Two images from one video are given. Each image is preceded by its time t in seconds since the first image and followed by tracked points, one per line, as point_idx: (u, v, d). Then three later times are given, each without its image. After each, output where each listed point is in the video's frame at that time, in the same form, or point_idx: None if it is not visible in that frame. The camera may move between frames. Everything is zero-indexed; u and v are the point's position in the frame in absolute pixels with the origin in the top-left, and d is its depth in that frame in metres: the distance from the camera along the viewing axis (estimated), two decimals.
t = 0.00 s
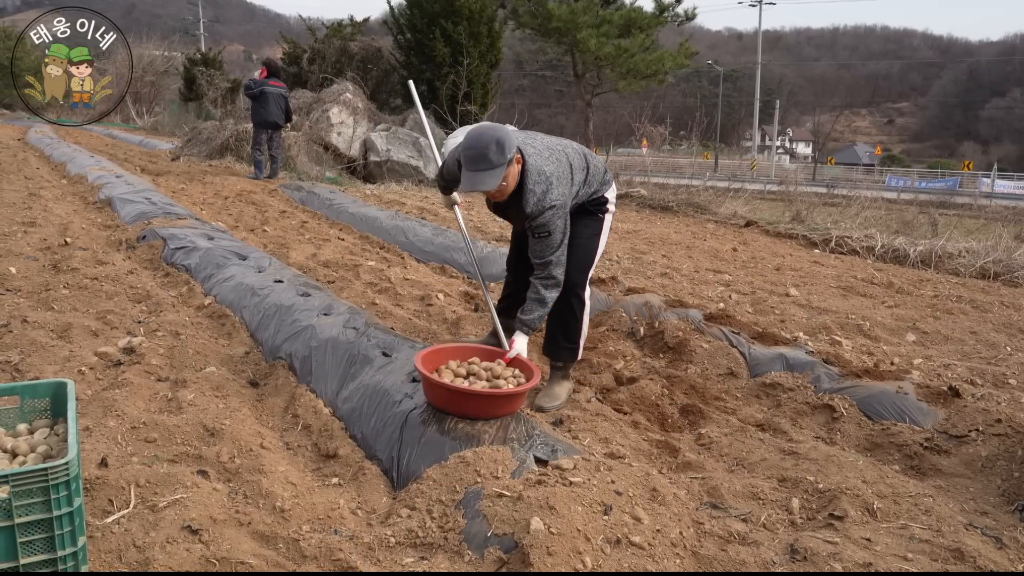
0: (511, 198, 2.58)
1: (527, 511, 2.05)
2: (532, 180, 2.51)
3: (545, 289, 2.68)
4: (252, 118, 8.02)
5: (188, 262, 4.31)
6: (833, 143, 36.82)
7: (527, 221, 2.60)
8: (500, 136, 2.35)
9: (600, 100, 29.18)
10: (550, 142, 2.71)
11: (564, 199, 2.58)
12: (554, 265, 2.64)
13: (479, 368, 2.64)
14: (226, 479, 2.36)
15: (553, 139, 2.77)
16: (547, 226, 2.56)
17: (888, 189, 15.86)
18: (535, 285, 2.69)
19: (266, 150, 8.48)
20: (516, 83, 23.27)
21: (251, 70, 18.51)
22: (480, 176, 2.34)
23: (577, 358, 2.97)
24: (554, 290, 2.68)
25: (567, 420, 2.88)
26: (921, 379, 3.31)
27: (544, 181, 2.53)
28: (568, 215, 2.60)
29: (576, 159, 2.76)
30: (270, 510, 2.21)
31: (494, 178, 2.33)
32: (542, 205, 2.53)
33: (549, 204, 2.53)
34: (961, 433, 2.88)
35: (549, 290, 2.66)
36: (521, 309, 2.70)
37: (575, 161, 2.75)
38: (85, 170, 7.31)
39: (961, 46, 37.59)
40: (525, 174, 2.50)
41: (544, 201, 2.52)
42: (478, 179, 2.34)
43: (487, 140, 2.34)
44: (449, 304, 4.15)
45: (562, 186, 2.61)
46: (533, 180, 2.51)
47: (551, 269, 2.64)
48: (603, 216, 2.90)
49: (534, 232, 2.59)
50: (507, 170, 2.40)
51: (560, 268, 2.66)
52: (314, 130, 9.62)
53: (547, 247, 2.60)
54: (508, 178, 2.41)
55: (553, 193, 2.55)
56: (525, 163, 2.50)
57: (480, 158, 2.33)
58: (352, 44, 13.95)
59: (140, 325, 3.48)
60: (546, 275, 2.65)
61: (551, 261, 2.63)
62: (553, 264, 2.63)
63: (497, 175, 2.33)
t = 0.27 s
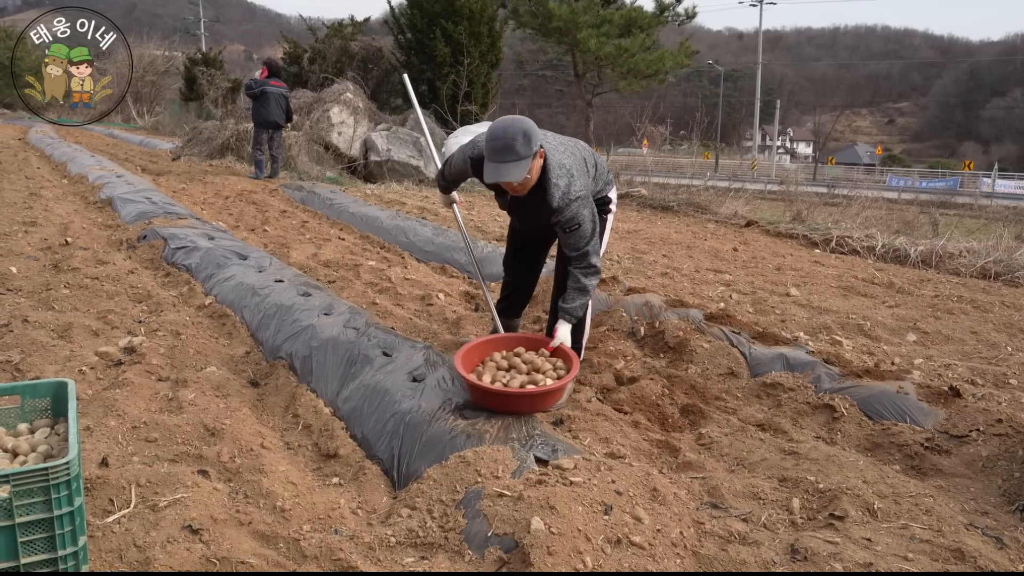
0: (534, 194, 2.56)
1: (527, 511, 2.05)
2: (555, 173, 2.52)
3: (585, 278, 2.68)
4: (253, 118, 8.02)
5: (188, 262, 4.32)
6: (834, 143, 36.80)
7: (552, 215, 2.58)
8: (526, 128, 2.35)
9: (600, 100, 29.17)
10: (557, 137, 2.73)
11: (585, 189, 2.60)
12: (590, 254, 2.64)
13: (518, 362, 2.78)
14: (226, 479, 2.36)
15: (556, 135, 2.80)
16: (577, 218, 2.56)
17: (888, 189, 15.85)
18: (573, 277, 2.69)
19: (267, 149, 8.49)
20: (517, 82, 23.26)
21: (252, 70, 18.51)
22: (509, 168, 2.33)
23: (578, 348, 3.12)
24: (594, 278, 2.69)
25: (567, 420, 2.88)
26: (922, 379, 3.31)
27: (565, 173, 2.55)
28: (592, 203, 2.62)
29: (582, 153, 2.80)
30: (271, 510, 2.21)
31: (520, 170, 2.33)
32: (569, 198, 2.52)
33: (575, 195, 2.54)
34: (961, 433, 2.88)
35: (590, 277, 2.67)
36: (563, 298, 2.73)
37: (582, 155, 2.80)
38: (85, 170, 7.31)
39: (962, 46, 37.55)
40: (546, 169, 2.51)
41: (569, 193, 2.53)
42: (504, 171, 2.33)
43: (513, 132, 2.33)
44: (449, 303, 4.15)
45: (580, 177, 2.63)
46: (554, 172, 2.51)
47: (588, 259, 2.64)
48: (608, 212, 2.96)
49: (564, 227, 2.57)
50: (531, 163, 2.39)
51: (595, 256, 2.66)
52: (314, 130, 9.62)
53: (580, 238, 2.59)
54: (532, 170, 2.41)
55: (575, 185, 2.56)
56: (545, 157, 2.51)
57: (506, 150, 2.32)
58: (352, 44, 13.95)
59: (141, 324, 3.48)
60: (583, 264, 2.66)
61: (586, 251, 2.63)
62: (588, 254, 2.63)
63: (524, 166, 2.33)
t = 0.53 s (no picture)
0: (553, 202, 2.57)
1: (528, 510, 2.05)
2: (575, 181, 2.52)
3: (603, 283, 2.73)
4: (254, 118, 8.03)
5: (189, 262, 4.32)
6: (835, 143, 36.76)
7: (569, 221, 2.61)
8: (550, 137, 2.36)
9: (601, 100, 29.16)
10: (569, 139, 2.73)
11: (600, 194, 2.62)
12: (605, 258, 2.68)
13: (573, 380, 2.78)
14: (227, 479, 2.36)
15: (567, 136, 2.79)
16: (594, 225, 2.58)
17: (889, 189, 15.84)
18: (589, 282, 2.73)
19: (268, 149, 8.49)
20: (517, 82, 23.26)
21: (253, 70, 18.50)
22: (533, 177, 2.33)
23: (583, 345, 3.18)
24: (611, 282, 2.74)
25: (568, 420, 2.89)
26: (922, 380, 3.30)
27: (583, 179, 2.56)
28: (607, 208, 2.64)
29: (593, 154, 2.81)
30: (271, 509, 2.21)
31: (542, 179, 2.34)
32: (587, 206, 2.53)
33: (593, 203, 2.56)
34: (962, 433, 2.88)
35: (608, 283, 2.72)
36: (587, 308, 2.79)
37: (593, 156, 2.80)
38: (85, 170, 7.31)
39: (963, 45, 37.51)
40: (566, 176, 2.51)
41: (588, 200, 2.54)
42: (526, 178, 2.34)
43: (539, 141, 2.34)
44: (450, 303, 4.16)
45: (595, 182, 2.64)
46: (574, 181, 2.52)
47: (604, 264, 2.68)
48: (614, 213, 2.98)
49: (582, 234, 2.60)
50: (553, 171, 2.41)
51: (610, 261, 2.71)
52: (315, 129, 9.63)
53: (596, 245, 2.62)
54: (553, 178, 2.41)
55: (591, 191, 2.58)
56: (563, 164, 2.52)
57: (530, 158, 2.33)
58: (353, 43, 13.95)
59: (142, 324, 3.48)
60: (599, 269, 2.70)
61: (602, 256, 2.66)
62: (604, 259, 2.67)
63: (546, 175, 2.34)
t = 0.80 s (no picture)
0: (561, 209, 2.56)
1: (528, 510, 2.05)
2: (585, 191, 2.48)
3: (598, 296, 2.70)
4: (254, 117, 8.03)
5: (190, 261, 4.32)
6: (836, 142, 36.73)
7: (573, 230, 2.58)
8: (563, 150, 2.33)
9: (602, 100, 29.19)
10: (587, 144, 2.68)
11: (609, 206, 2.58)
12: (603, 271, 2.64)
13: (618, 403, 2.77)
14: (228, 478, 2.36)
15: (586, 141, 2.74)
16: (596, 236, 2.56)
17: (891, 189, 15.82)
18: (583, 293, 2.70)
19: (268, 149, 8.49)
20: (518, 83, 23.26)
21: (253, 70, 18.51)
22: (544, 189, 2.33)
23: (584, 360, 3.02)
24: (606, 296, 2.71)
25: (569, 421, 2.89)
26: (923, 380, 3.30)
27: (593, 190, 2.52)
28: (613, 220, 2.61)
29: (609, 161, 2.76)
30: (272, 509, 2.21)
31: (553, 193, 2.33)
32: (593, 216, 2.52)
33: (599, 215, 2.53)
34: (963, 433, 2.88)
35: (602, 297, 2.68)
36: (585, 322, 2.75)
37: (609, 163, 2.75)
38: (86, 169, 7.32)
39: (964, 45, 37.48)
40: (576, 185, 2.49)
41: (594, 211, 2.51)
42: (537, 191, 2.33)
43: (551, 154, 2.32)
44: (451, 303, 4.16)
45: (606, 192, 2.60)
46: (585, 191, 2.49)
47: (601, 277, 2.65)
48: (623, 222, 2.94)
49: (583, 243, 2.57)
50: (566, 182, 2.39)
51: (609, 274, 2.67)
52: (316, 129, 9.63)
53: (595, 256, 2.59)
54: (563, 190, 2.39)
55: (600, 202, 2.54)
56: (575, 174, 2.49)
57: (542, 171, 2.33)
58: (354, 43, 13.95)
59: (142, 324, 3.48)
60: (594, 282, 2.66)
61: (600, 269, 2.63)
62: (602, 272, 2.64)
63: (556, 189, 2.32)
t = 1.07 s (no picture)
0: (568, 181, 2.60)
1: (529, 510, 2.05)
2: (590, 162, 2.54)
3: (605, 275, 2.64)
4: (255, 118, 8.03)
5: (191, 261, 4.33)
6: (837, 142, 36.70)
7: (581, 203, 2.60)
8: (567, 112, 2.40)
9: (602, 100, 29.19)
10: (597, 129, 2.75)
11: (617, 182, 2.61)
12: (612, 248, 2.62)
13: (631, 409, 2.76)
14: (229, 478, 2.36)
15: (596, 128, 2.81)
16: (605, 208, 2.56)
17: (892, 189, 15.82)
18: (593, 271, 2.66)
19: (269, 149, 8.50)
20: (519, 83, 23.28)
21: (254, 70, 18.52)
22: (549, 149, 2.38)
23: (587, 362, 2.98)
24: (614, 276, 2.66)
25: (570, 421, 2.89)
26: (924, 380, 3.30)
27: (600, 163, 2.57)
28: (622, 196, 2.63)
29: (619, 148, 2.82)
30: (272, 509, 2.21)
31: (556, 152, 2.38)
32: (600, 187, 2.54)
33: (606, 186, 2.55)
34: (964, 434, 2.88)
35: (610, 275, 2.63)
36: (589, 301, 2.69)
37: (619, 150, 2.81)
38: (87, 169, 7.32)
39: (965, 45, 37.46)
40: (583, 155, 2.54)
41: (601, 182, 2.54)
42: (541, 151, 2.39)
43: (555, 115, 2.38)
44: (452, 303, 4.16)
45: (614, 170, 2.64)
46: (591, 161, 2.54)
47: (610, 253, 2.61)
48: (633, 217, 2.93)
49: (590, 217, 2.57)
50: (570, 146, 2.44)
51: (618, 253, 2.64)
52: (317, 129, 9.63)
53: (603, 230, 2.58)
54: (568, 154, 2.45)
55: (608, 176, 2.57)
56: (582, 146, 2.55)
57: (546, 132, 2.39)
58: (355, 44, 13.95)
59: (144, 324, 3.48)
60: (604, 259, 2.62)
61: (608, 245, 2.61)
62: (610, 248, 2.61)
63: (561, 149, 2.38)
